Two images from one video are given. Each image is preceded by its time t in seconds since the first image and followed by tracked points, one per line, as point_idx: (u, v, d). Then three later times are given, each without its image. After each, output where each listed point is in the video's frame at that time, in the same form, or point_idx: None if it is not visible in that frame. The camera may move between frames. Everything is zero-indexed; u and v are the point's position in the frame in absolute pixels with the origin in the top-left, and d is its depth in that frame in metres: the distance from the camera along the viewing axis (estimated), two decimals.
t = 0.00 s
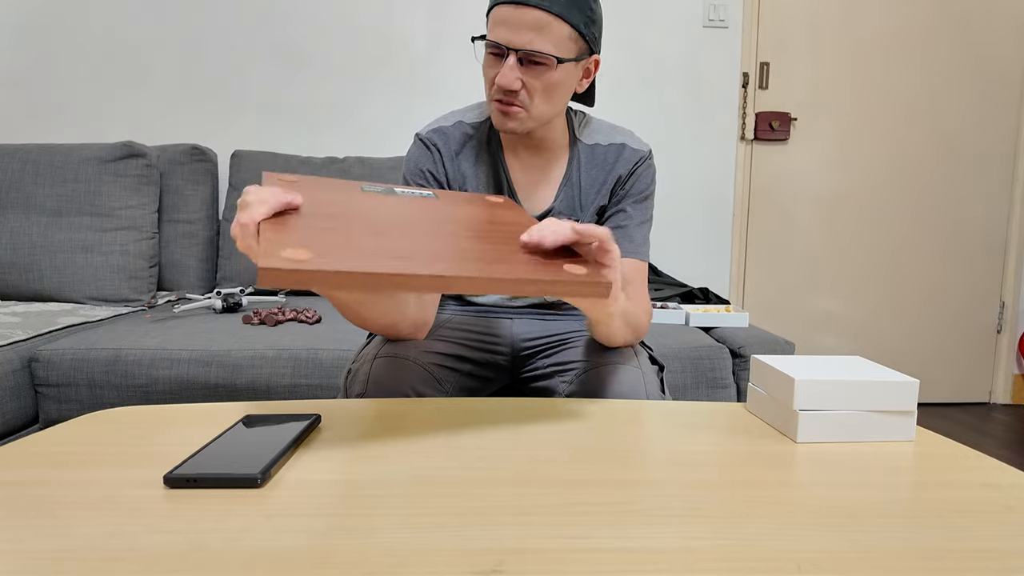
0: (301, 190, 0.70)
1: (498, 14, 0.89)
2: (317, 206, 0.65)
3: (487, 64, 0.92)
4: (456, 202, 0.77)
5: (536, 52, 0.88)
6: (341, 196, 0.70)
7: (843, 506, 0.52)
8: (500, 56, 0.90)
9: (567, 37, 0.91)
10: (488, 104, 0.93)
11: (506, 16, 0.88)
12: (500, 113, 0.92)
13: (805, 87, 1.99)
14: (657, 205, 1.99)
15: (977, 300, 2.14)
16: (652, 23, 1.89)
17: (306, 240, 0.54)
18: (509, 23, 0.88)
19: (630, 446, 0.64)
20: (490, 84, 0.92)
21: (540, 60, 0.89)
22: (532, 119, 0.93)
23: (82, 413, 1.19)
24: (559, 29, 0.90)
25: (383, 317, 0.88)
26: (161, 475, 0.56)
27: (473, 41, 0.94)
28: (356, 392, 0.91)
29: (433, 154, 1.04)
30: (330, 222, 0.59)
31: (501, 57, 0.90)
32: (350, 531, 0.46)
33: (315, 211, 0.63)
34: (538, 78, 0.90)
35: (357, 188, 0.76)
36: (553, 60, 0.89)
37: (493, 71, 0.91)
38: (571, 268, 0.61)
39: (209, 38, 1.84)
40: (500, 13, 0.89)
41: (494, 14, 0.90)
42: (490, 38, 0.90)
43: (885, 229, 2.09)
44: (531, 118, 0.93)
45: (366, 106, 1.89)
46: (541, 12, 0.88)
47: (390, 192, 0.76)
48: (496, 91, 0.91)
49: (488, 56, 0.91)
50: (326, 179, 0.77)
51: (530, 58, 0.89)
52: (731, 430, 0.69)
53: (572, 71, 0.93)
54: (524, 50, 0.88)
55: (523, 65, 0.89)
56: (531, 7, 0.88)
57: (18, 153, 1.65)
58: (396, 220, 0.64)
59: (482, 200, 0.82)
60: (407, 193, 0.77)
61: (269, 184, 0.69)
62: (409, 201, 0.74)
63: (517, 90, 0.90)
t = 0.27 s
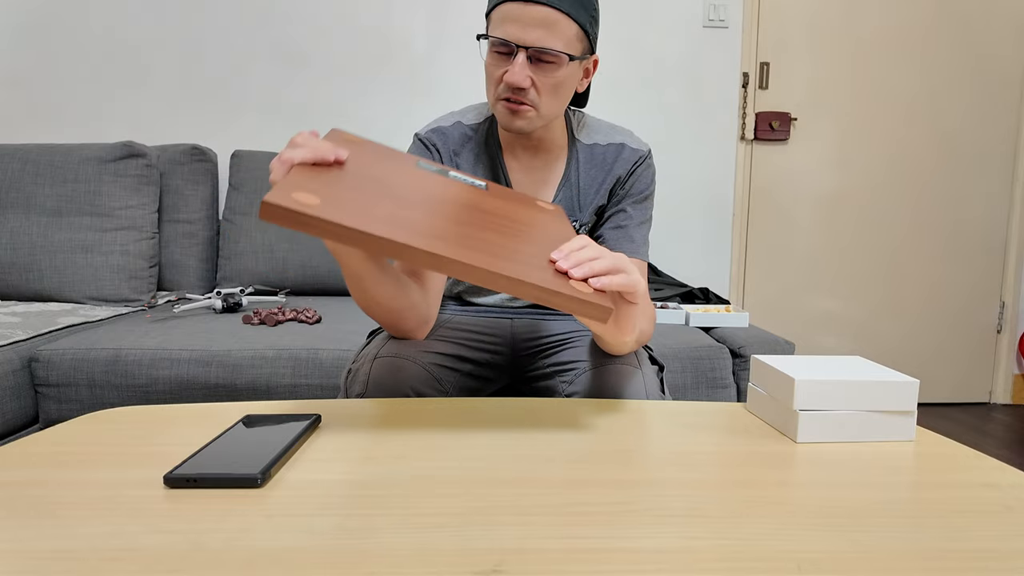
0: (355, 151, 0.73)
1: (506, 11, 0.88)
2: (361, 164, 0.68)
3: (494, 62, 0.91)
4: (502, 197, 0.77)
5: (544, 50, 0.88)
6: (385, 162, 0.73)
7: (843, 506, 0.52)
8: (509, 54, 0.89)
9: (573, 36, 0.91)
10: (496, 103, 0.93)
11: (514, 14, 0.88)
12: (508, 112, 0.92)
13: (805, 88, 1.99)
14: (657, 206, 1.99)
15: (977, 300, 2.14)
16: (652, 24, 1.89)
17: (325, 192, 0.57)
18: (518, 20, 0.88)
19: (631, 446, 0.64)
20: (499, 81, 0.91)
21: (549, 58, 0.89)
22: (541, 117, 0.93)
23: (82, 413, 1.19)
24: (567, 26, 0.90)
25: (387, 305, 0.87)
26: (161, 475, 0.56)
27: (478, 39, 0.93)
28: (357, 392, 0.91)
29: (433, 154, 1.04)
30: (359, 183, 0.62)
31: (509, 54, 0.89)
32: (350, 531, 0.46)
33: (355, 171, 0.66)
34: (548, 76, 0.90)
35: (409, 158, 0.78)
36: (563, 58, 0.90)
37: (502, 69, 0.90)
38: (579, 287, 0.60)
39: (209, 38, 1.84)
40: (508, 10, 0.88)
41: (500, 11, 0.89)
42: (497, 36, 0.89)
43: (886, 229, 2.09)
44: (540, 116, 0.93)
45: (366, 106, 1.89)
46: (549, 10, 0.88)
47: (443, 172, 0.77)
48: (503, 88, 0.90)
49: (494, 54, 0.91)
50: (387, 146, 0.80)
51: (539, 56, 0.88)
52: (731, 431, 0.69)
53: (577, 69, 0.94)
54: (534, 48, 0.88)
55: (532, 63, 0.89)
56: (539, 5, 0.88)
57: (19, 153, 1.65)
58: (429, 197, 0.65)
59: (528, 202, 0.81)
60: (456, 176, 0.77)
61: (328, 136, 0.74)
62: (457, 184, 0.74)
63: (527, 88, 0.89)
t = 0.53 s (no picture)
0: (388, 116, 0.73)
1: (516, 11, 0.88)
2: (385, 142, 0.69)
3: (504, 64, 0.91)
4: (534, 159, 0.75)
5: (560, 50, 0.88)
6: (412, 131, 0.72)
7: (843, 506, 0.52)
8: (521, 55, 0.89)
9: (581, 34, 0.92)
10: (510, 104, 0.93)
11: (526, 14, 0.87)
12: (523, 112, 0.93)
13: (805, 87, 1.99)
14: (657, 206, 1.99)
15: (977, 300, 2.14)
16: (652, 24, 1.89)
17: (339, 188, 0.60)
18: (530, 20, 0.87)
19: (631, 446, 0.64)
20: (513, 82, 0.91)
21: (562, 57, 0.89)
22: (554, 115, 0.94)
23: (82, 413, 1.19)
24: (575, 25, 0.90)
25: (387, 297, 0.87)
26: (161, 475, 0.56)
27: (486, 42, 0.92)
28: (356, 392, 0.91)
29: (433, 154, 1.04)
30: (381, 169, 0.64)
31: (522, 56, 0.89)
32: (349, 531, 0.46)
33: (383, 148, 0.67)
34: (561, 76, 0.90)
35: (440, 116, 0.76)
36: (575, 57, 0.90)
37: (515, 70, 0.90)
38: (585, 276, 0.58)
39: (209, 38, 1.84)
40: (519, 10, 0.87)
41: (508, 11, 0.88)
42: (508, 37, 0.89)
43: (886, 228, 2.09)
44: (553, 115, 0.94)
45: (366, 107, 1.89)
46: (559, 9, 0.88)
47: (478, 128, 0.76)
48: (518, 89, 0.90)
49: (504, 55, 0.90)
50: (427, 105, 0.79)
51: (552, 57, 0.89)
52: (731, 431, 0.69)
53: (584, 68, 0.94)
54: (548, 49, 0.88)
55: (546, 63, 0.89)
56: (550, 4, 0.88)
57: (19, 153, 1.65)
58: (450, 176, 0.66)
59: (561, 155, 0.77)
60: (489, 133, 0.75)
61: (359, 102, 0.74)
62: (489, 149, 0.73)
63: (542, 89, 0.90)
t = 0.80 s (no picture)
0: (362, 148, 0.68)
1: (517, 11, 0.87)
2: (375, 175, 0.63)
3: (505, 63, 0.91)
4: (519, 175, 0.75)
5: (560, 50, 0.88)
6: (396, 160, 0.67)
7: (844, 507, 0.51)
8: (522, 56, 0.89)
9: (582, 33, 0.91)
10: (511, 104, 0.93)
11: (527, 13, 0.87)
12: (523, 113, 0.93)
13: (806, 87, 1.99)
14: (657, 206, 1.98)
15: (978, 300, 2.14)
16: (652, 23, 1.88)
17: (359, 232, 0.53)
18: (531, 20, 0.87)
19: (632, 447, 0.64)
20: (513, 83, 0.91)
21: (563, 57, 0.89)
22: (554, 116, 0.95)
23: (81, 413, 1.18)
24: (576, 24, 0.89)
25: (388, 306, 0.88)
26: (160, 476, 0.56)
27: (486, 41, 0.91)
28: (357, 392, 0.91)
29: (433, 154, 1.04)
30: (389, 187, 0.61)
31: (523, 56, 0.89)
32: (348, 532, 0.46)
33: (379, 170, 0.64)
34: (562, 77, 0.91)
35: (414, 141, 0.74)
36: (576, 56, 0.90)
37: (516, 70, 0.90)
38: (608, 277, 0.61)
39: (208, 38, 1.83)
40: (520, 10, 0.87)
41: (510, 11, 0.87)
42: (509, 37, 0.88)
43: (886, 228, 2.09)
44: (553, 115, 0.95)
45: (366, 106, 1.89)
46: (559, 8, 0.87)
47: (454, 147, 0.75)
48: (518, 90, 0.91)
49: (505, 55, 0.90)
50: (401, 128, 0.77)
51: (553, 56, 0.89)
52: (732, 431, 0.69)
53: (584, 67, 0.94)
54: (549, 49, 0.88)
55: (547, 63, 0.89)
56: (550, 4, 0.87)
57: (17, 152, 1.64)
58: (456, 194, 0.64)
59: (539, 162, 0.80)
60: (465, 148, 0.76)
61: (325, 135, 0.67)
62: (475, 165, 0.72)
63: (542, 89, 0.90)
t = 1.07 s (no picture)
0: (351, 162, 0.63)
1: (511, 10, 0.88)
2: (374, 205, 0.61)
3: (499, 62, 0.90)
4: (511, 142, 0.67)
5: (554, 49, 0.88)
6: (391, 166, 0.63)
7: (844, 507, 0.51)
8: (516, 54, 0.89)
9: (577, 33, 0.91)
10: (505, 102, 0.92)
11: (520, 12, 0.87)
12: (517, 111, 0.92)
13: (806, 87, 1.99)
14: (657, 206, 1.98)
15: (978, 300, 2.14)
16: (652, 23, 1.88)
17: (373, 308, 0.55)
18: (525, 18, 0.87)
19: (632, 447, 0.63)
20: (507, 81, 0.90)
21: (556, 55, 0.89)
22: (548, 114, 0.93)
23: (81, 413, 1.18)
24: (571, 23, 0.90)
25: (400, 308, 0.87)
26: (159, 476, 0.55)
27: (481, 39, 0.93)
28: (356, 392, 0.91)
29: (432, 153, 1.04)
30: (390, 239, 0.59)
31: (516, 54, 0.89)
32: (348, 532, 0.46)
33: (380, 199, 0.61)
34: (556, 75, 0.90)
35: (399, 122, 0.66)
36: (569, 55, 0.90)
37: (509, 68, 0.89)
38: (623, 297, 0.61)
39: (208, 38, 1.83)
40: (514, 9, 0.87)
41: (504, 10, 0.89)
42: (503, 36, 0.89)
43: (886, 228, 2.09)
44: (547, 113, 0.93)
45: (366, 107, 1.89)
46: (552, 7, 0.87)
47: (439, 121, 0.67)
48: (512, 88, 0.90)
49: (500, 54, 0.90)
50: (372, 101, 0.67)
51: (546, 55, 0.89)
52: (732, 431, 0.69)
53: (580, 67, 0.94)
54: (542, 47, 0.88)
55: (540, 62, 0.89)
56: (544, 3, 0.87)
57: (17, 153, 1.64)
58: (451, 220, 0.61)
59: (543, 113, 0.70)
60: (454, 119, 0.68)
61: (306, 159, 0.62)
62: (466, 151, 0.66)
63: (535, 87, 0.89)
